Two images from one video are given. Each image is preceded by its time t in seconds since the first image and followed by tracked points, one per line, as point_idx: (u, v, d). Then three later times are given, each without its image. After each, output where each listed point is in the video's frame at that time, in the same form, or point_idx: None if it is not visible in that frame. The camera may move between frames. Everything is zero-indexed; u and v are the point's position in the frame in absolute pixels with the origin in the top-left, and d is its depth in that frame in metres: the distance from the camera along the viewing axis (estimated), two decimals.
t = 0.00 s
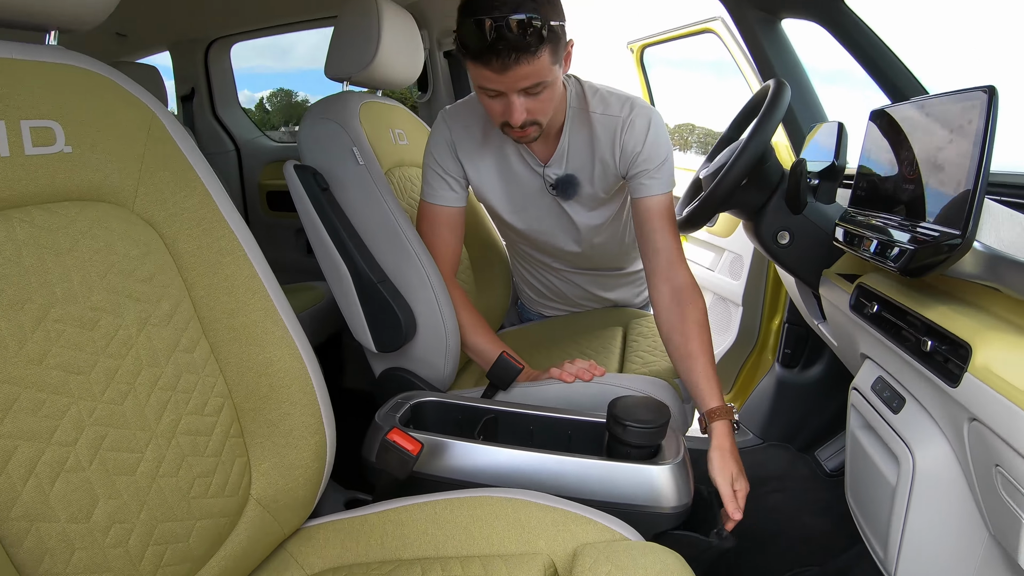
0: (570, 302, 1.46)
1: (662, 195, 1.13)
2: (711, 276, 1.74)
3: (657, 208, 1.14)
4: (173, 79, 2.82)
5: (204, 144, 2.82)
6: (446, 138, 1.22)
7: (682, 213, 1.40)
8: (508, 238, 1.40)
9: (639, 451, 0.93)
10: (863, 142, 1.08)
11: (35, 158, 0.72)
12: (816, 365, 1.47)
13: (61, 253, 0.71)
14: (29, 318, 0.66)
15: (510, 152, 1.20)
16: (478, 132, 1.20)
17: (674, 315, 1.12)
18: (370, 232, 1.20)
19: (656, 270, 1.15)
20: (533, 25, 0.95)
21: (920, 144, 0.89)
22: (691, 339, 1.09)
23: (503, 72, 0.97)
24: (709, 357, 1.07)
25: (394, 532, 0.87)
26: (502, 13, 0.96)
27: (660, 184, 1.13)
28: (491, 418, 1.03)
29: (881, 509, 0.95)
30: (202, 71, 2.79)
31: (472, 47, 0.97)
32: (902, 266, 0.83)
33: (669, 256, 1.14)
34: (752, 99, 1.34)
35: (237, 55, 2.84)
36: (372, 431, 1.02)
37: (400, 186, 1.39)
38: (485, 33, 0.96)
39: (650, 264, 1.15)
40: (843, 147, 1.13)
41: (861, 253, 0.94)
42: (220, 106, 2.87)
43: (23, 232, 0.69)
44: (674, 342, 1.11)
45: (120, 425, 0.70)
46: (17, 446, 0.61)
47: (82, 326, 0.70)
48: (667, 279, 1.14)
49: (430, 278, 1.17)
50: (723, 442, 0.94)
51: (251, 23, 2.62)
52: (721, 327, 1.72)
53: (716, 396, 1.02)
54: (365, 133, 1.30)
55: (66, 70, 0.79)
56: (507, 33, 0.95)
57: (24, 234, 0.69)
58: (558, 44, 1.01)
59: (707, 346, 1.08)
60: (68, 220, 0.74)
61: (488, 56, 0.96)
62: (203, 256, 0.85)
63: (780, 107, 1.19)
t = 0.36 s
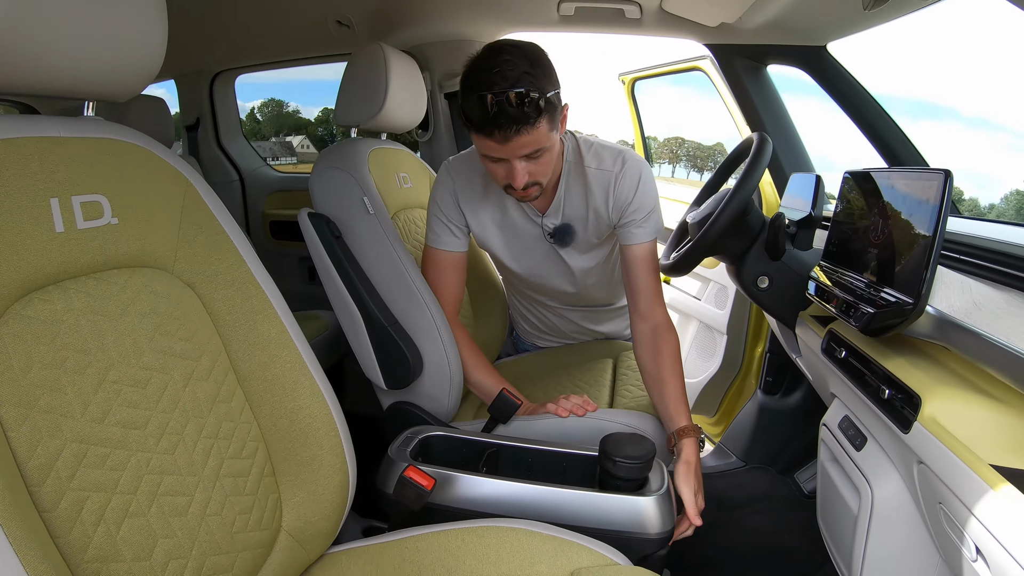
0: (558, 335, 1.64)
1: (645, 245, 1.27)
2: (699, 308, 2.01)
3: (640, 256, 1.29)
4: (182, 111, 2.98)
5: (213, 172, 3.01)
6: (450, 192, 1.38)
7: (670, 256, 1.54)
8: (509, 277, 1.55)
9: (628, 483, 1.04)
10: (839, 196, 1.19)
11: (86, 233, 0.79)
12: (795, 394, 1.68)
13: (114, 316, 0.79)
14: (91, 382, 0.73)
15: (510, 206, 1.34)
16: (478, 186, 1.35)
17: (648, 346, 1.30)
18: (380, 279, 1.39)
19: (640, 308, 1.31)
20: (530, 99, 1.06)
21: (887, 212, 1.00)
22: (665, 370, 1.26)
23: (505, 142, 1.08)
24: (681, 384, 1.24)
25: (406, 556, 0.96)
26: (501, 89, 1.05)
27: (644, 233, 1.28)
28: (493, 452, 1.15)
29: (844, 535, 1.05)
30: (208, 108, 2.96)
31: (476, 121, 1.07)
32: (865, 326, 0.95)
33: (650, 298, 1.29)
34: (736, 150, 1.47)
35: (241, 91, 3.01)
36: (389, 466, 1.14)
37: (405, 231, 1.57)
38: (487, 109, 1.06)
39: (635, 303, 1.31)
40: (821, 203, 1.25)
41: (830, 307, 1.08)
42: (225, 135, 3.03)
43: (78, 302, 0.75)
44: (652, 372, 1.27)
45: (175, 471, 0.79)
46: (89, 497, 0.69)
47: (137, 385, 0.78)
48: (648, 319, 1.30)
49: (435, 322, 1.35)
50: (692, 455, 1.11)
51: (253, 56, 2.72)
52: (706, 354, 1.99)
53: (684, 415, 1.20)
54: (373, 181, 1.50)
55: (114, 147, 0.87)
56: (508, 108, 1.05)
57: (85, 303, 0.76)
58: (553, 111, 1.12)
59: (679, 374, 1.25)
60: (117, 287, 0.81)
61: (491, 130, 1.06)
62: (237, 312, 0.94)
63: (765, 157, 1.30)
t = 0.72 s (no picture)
0: (547, 350, 1.71)
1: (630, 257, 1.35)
2: (683, 323, 2.12)
3: (626, 269, 1.38)
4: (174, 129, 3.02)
5: (204, 189, 3.05)
6: (444, 215, 1.44)
7: (653, 276, 1.61)
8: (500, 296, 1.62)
9: (613, 495, 1.10)
10: (811, 223, 1.28)
11: (103, 266, 0.84)
12: (775, 407, 1.78)
13: (131, 344, 0.83)
14: (111, 408, 0.78)
15: (503, 228, 1.41)
16: (472, 209, 1.41)
17: (631, 352, 1.38)
18: (375, 300, 1.46)
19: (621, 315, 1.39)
20: (520, 128, 1.12)
21: (854, 240, 1.09)
22: (646, 377, 1.35)
23: (499, 169, 1.14)
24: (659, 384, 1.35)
25: (405, 566, 1.01)
26: (495, 119, 1.12)
27: (631, 247, 1.36)
28: (484, 466, 1.21)
29: (818, 543, 1.11)
30: (202, 125, 3.00)
31: (471, 149, 1.14)
32: (833, 348, 1.02)
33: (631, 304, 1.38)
34: (714, 174, 1.56)
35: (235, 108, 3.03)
36: (387, 480, 1.19)
37: (399, 253, 1.63)
38: (481, 138, 1.12)
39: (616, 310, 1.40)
40: (796, 223, 1.33)
41: (803, 329, 1.16)
42: (218, 154, 3.07)
43: (96, 332, 0.80)
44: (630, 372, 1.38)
45: (190, 489, 0.84)
46: (112, 515, 0.74)
47: (153, 409, 0.83)
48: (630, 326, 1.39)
49: (428, 341, 1.43)
50: (665, 452, 1.20)
51: (246, 76, 2.77)
52: (689, 367, 2.10)
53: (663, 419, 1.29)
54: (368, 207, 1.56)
55: (127, 183, 0.91)
56: (501, 137, 1.12)
57: (103, 332, 0.81)
58: (543, 139, 1.19)
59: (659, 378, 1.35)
60: (132, 317, 0.85)
61: (486, 157, 1.13)
62: (244, 338, 0.99)
63: (744, 181, 1.37)
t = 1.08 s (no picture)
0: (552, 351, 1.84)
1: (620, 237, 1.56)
2: (674, 334, 2.17)
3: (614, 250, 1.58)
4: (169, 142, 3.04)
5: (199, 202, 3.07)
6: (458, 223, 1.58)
7: (645, 290, 1.64)
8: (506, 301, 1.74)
9: (610, 504, 1.13)
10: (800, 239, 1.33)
11: (115, 286, 0.85)
12: (765, 415, 1.83)
13: (143, 363, 0.85)
14: (125, 426, 0.80)
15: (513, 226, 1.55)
16: (487, 213, 1.55)
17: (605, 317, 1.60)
18: (375, 315, 1.49)
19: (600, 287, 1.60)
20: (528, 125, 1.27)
21: (842, 255, 1.13)
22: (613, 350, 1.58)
23: (501, 159, 1.29)
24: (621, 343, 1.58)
25: None
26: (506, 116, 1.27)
27: (622, 229, 1.58)
28: (483, 478, 1.24)
29: (809, 549, 1.15)
30: (198, 138, 3.02)
31: (482, 138, 1.29)
32: (822, 360, 1.05)
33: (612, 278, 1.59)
34: (706, 188, 1.59)
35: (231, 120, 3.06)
36: (390, 492, 1.21)
37: (397, 266, 1.66)
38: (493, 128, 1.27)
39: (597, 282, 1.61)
40: (785, 236, 1.40)
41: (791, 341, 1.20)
42: (214, 168, 3.09)
43: (110, 352, 0.82)
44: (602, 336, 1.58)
45: (201, 504, 0.86)
46: (128, 531, 0.76)
47: (164, 427, 0.85)
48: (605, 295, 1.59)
49: (428, 355, 1.46)
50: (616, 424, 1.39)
51: (241, 90, 2.79)
52: (679, 377, 2.16)
53: (615, 380, 1.53)
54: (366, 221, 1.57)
55: (138, 204, 0.93)
56: (510, 130, 1.26)
57: (117, 352, 0.83)
58: (549, 142, 1.33)
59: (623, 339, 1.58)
60: (143, 336, 0.87)
61: (493, 145, 1.28)
62: (251, 355, 1.01)
63: (734, 196, 1.42)
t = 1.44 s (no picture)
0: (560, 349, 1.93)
1: (624, 230, 1.60)
2: (667, 340, 2.21)
3: (617, 244, 1.60)
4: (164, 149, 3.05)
5: (194, 209, 3.08)
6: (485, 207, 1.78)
7: (638, 297, 1.67)
8: (524, 292, 1.87)
9: (605, 508, 1.14)
10: (790, 246, 1.36)
11: (117, 295, 0.86)
12: (757, 421, 1.85)
13: (143, 371, 0.86)
14: (127, 433, 0.80)
15: (532, 211, 1.70)
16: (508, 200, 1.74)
17: (598, 318, 1.60)
18: (371, 324, 1.51)
19: (596, 286, 1.61)
20: (573, 104, 1.42)
21: (832, 265, 1.15)
22: (604, 353, 1.58)
23: (556, 134, 1.42)
24: (614, 346, 1.58)
25: None
26: (555, 96, 1.41)
27: (627, 222, 1.61)
28: (479, 483, 1.25)
29: (801, 551, 1.17)
30: (192, 144, 3.02)
31: (533, 119, 1.42)
32: (811, 366, 1.08)
33: (608, 279, 1.61)
34: (697, 197, 1.62)
35: (224, 127, 3.06)
36: (387, 498, 1.22)
37: (393, 273, 1.67)
38: (543, 108, 1.41)
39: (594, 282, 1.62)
40: (776, 244, 1.40)
41: (782, 347, 1.22)
42: (208, 175, 3.09)
43: (111, 360, 0.82)
44: (594, 338, 1.60)
45: (202, 511, 0.87)
46: (130, 538, 0.76)
47: (165, 434, 0.85)
48: (600, 296, 1.60)
49: (424, 363, 1.49)
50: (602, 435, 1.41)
51: (236, 98, 2.80)
52: (673, 383, 2.19)
53: (606, 390, 1.52)
54: (362, 229, 1.58)
55: (139, 213, 0.94)
56: (559, 109, 1.41)
57: (119, 360, 0.83)
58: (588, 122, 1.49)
59: (615, 341, 1.58)
60: (144, 345, 0.88)
61: (546, 124, 1.41)
62: (251, 363, 1.02)
63: (725, 205, 1.44)
